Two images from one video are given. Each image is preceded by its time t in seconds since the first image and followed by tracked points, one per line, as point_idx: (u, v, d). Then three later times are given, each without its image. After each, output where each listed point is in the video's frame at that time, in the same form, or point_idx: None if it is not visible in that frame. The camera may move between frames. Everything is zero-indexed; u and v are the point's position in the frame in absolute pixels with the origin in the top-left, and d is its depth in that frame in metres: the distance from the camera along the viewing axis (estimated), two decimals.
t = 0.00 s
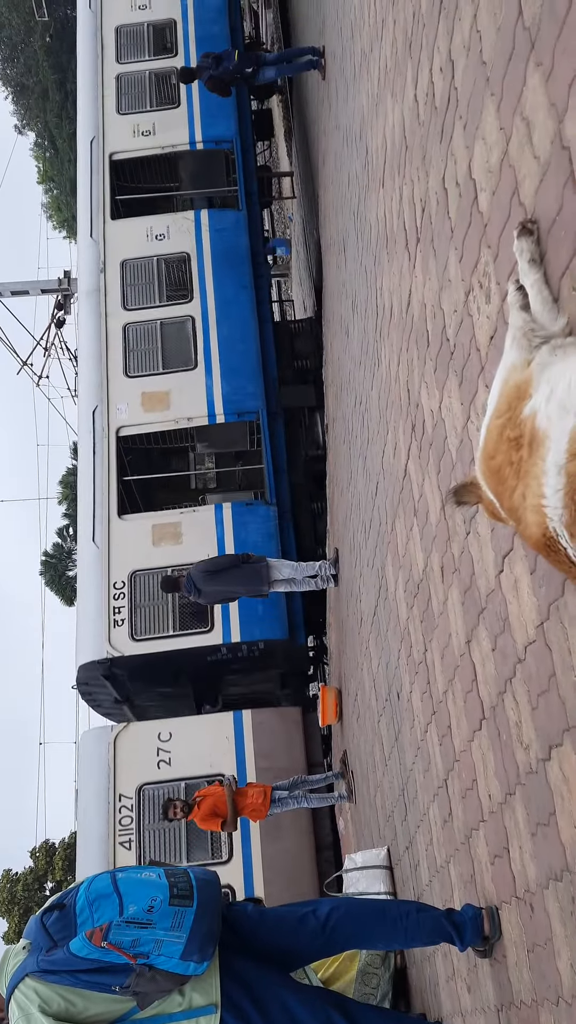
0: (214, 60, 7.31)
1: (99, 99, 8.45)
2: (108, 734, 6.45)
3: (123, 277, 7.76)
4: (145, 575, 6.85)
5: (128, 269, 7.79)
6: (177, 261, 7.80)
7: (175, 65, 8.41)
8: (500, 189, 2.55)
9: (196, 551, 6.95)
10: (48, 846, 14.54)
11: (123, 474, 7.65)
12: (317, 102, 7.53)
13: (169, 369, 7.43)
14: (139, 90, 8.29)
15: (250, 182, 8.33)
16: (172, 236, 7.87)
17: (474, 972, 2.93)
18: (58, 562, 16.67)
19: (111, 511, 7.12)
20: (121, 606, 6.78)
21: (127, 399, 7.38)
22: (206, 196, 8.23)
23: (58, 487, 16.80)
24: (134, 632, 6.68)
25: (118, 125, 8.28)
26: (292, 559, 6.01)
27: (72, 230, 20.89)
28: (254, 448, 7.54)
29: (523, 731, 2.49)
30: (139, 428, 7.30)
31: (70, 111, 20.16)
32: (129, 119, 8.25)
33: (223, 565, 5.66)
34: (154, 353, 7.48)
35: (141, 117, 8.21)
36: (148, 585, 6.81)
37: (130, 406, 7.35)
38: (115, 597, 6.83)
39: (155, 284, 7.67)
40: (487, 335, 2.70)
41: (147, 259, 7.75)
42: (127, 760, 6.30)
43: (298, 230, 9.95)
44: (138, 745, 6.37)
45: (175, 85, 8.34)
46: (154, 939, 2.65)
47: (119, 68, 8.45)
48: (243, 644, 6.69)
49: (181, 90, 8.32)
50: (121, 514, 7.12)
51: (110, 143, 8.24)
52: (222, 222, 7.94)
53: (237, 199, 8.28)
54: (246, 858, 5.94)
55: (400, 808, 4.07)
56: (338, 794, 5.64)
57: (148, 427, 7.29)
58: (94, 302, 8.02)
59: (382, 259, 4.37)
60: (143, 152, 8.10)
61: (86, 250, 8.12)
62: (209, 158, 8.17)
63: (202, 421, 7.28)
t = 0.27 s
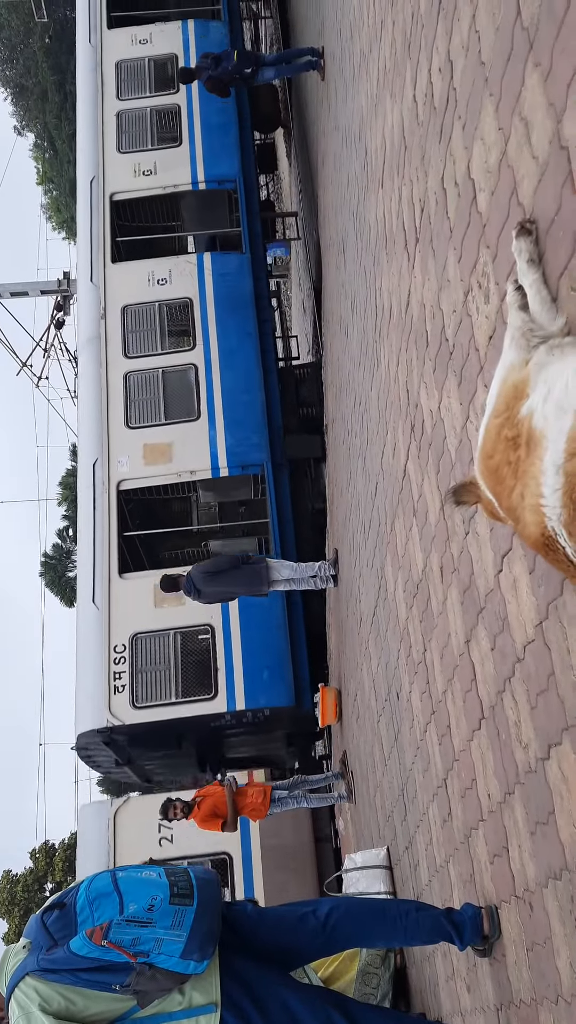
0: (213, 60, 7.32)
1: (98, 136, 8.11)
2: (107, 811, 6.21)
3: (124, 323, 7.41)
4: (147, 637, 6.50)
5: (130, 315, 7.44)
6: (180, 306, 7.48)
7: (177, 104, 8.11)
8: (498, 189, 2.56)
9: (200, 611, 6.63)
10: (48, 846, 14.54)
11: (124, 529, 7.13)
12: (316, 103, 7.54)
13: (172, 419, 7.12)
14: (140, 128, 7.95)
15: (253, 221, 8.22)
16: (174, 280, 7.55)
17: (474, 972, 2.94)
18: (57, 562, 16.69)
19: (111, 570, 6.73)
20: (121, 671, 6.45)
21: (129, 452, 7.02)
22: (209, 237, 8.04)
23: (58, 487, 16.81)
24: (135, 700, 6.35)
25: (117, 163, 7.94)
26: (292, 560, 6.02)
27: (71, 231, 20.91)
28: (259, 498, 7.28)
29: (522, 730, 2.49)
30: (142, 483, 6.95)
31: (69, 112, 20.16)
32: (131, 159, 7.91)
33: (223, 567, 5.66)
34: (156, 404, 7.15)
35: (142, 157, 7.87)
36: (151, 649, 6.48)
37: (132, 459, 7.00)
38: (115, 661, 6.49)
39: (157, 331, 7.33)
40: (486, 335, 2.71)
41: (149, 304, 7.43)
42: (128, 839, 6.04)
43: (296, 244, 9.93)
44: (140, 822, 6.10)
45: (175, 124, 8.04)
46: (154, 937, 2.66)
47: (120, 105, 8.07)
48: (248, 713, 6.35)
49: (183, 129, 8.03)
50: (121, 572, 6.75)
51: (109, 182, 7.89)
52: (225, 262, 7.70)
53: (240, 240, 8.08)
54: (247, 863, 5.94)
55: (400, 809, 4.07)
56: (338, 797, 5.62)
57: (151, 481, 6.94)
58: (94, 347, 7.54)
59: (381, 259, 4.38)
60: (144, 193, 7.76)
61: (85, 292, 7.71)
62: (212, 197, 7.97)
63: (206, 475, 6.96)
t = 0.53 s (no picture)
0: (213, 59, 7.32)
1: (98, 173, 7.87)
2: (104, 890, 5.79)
3: (126, 372, 7.02)
4: (150, 705, 6.01)
5: (132, 362, 7.07)
6: (183, 354, 7.12)
7: (180, 139, 7.90)
8: (498, 186, 2.57)
9: (204, 677, 6.19)
10: (48, 847, 14.54)
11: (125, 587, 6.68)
12: (316, 102, 7.55)
13: (175, 471, 6.70)
14: (141, 164, 7.72)
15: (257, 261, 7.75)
16: (178, 325, 7.21)
17: (473, 969, 2.94)
18: (58, 562, 16.69)
19: (112, 630, 6.25)
20: (122, 744, 5.88)
21: (130, 506, 6.58)
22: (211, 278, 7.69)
23: (58, 488, 16.81)
24: (137, 772, 5.77)
25: (119, 201, 7.70)
26: (292, 560, 6.03)
27: (71, 231, 20.92)
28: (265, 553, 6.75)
29: (521, 727, 2.50)
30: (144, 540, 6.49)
31: (69, 112, 20.15)
32: (133, 196, 7.67)
33: (223, 567, 5.66)
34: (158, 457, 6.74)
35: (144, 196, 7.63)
36: (155, 718, 5.97)
37: (134, 515, 6.55)
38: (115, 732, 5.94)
39: (159, 381, 6.96)
40: (485, 333, 2.72)
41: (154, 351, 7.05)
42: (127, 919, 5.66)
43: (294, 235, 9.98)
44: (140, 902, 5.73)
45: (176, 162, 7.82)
46: (155, 934, 2.66)
47: (120, 141, 7.84)
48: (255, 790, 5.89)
49: (186, 166, 7.80)
50: (122, 633, 6.27)
51: (110, 221, 7.63)
52: (228, 307, 7.34)
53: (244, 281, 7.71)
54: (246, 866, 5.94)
55: (399, 807, 4.08)
56: (337, 798, 5.62)
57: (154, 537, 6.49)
58: (95, 396, 7.16)
59: (381, 258, 4.39)
60: (146, 232, 7.50)
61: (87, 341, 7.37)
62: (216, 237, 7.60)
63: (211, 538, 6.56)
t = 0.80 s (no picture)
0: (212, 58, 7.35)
1: (99, 212, 7.75)
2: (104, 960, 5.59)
3: (128, 420, 7.00)
4: (152, 774, 5.95)
5: (133, 409, 7.06)
6: (186, 402, 7.11)
7: (183, 177, 7.84)
8: (497, 182, 2.56)
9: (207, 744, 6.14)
10: (48, 846, 14.54)
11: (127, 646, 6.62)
12: (316, 100, 7.54)
13: (177, 525, 6.67)
14: (144, 205, 7.64)
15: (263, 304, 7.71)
16: (181, 372, 7.17)
17: (473, 965, 2.94)
18: (58, 561, 16.68)
19: (113, 698, 6.17)
20: (125, 813, 5.83)
21: (132, 562, 6.56)
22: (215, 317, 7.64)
23: (58, 487, 16.80)
24: (140, 845, 5.76)
25: (121, 243, 7.61)
26: (291, 557, 6.03)
27: (71, 230, 20.89)
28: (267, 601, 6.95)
29: (521, 723, 2.49)
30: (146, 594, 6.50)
31: (69, 111, 20.15)
32: (135, 237, 7.59)
33: (223, 563, 5.66)
34: (161, 511, 6.71)
35: (145, 238, 7.57)
36: (156, 787, 5.91)
37: (136, 569, 6.54)
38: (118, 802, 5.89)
39: (162, 431, 6.93)
40: (485, 329, 2.71)
41: (154, 397, 7.05)
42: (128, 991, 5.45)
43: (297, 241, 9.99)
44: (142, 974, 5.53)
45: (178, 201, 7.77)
46: (155, 931, 2.66)
47: (122, 179, 7.79)
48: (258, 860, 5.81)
49: (189, 206, 7.74)
50: (124, 699, 6.21)
51: (112, 263, 7.54)
52: (233, 353, 7.31)
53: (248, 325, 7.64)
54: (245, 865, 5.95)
55: (399, 804, 4.08)
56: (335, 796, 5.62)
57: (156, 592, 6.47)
58: (97, 445, 6.99)
59: (381, 255, 4.39)
60: (149, 274, 7.45)
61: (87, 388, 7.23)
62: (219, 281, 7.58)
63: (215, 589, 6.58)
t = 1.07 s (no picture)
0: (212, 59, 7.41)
1: (99, 253, 7.54)
2: None
3: (131, 472, 6.83)
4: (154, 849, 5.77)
5: (136, 460, 6.89)
6: (190, 451, 6.97)
7: (186, 218, 7.69)
8: (497, 180, 2.56)
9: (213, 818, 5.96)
10: (49, 846, 14.54)
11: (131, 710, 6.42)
12: (315, 101, 7.55)
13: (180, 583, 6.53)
14: (146, 247, 7.48)
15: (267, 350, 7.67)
16: (184, 422, 7.03)
17: (475, 964, 2.94)
18: (58, 561, 16.68)
19: (114, 766, 5.94)
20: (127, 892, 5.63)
21: (135, 623, 6.40)
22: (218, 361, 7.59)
23: (58, 487, 16.80)
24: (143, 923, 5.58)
25: (122, 287, 7.41)
26: (291, 557, 6.03)
27: (71, 231, 20.91)
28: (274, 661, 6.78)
29: (522, 721, 2.49)
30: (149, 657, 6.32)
31: (69, 111, 20.14)
32: (137, 280, 7.41)
33: (223, 563, 5.66)
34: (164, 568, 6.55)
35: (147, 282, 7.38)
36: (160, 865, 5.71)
37: (138, 631, 6.38)
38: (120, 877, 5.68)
39: (165, 483, 6.78)
40: (485, 327, 2.71)
41: (157, 449, 6.89)
42: None
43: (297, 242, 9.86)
44: None
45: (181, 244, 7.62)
46: (157, 930, 2.66)
47: (124, 219, 7.60)
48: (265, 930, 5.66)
49: (192, 248, 7.59)
50: (126, 769, 5.98)
51: (113, 307, 7.36)
52: (238, 402, 7.18)
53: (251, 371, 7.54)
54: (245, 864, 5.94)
55: (400, 803, 4.08)
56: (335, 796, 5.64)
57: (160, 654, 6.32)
58: (98, 500, 6.78)
59: (381, 255, 4.39)
60: (152, 319, 7.27)
61: (88, 440, 6.99)
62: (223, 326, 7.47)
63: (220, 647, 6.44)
